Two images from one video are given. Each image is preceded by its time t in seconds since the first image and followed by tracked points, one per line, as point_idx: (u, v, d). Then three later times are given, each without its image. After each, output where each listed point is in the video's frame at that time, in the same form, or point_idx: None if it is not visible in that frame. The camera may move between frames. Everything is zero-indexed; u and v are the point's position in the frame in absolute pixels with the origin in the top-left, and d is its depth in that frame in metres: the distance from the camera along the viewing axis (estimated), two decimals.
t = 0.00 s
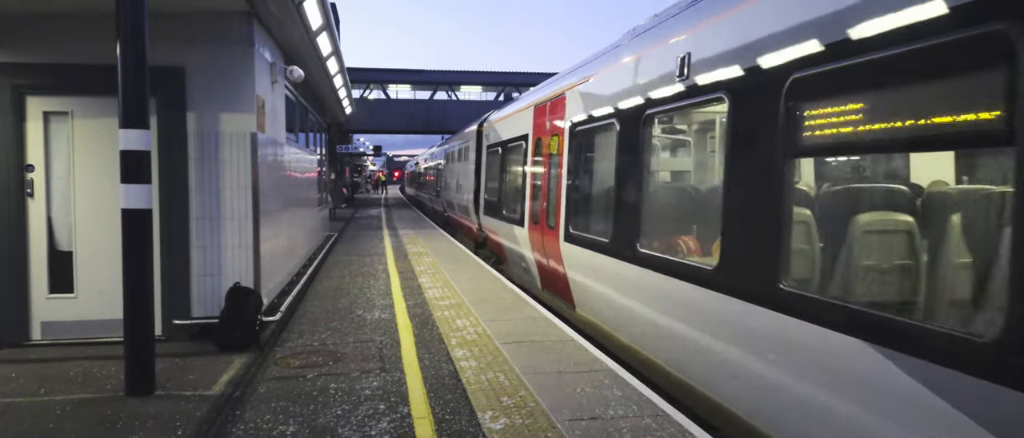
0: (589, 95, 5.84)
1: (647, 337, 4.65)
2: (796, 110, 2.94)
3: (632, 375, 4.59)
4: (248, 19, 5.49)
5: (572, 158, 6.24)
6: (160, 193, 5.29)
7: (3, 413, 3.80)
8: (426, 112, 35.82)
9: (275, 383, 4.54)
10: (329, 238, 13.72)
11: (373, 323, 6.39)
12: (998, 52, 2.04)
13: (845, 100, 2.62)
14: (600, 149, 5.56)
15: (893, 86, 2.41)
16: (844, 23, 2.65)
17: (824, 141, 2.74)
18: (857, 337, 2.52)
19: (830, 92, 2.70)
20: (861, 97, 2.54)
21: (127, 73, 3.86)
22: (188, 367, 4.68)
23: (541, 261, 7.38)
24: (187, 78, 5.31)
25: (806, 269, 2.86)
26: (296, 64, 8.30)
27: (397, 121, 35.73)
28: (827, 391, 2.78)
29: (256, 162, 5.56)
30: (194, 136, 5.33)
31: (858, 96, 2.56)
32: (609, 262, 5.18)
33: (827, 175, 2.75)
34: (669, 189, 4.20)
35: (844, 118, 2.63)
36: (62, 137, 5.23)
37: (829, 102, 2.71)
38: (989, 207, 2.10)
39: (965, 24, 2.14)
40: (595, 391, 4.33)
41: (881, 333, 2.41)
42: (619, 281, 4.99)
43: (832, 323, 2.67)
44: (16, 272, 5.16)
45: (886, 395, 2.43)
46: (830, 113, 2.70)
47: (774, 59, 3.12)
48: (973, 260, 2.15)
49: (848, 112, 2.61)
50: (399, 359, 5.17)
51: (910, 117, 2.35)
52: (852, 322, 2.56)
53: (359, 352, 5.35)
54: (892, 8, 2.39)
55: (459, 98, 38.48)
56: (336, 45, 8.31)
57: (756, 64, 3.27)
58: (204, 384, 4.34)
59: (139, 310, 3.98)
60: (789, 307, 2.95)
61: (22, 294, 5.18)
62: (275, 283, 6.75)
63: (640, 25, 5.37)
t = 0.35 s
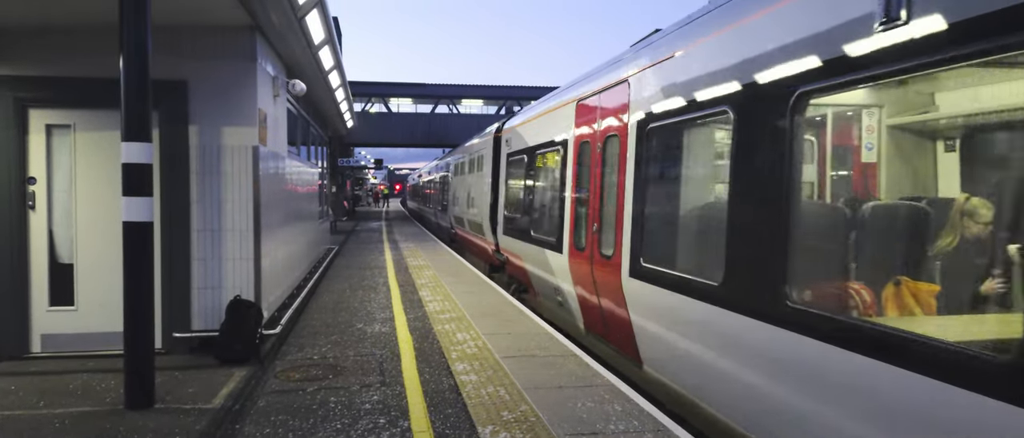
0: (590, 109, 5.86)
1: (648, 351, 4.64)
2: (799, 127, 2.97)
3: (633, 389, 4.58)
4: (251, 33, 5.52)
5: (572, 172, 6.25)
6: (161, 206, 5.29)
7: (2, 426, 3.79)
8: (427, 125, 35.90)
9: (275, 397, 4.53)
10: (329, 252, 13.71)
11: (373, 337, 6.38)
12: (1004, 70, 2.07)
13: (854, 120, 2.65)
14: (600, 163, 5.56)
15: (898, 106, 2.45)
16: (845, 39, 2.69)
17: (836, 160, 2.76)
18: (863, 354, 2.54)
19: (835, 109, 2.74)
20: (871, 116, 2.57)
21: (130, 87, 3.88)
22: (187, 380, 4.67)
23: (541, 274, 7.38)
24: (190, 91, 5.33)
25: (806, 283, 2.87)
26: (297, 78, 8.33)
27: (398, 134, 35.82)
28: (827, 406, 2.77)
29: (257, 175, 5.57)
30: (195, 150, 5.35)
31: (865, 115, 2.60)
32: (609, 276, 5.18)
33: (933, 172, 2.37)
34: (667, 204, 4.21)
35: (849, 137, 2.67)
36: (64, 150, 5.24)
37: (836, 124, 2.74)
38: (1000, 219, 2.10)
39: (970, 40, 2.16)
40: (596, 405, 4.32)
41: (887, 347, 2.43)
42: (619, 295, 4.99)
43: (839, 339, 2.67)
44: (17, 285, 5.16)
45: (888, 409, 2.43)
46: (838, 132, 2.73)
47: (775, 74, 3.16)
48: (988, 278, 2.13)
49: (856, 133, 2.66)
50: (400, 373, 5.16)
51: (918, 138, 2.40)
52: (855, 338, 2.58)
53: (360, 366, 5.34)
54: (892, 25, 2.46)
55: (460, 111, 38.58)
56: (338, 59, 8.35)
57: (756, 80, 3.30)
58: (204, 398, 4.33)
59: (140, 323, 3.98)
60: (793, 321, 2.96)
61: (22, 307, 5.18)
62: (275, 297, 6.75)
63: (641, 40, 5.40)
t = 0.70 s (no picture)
0: (590, 111, 5.86)
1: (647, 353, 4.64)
2: (795, 129, 2.98)
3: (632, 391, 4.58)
4: (252, 34, 5.52)
5: (572, 174, 6.25)
6: (161, 207, 5.29)
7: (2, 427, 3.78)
8: (428, 127, 35.91)
9: (275, 398, 4.52)
10: (329, 253, 13.71)
11: (373, 338, 6.38)
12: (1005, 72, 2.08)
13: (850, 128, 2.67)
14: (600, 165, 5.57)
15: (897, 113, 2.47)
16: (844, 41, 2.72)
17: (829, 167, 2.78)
18: (863, 358, 2.56)
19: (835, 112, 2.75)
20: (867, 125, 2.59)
21: (130, 89, 3.88)
22: (188, 382, 4.66)
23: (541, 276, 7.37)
24: (190, 93, 5.33)
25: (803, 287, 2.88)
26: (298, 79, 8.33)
27: (399, 136, 35.83)
28: (827, 406, 2.78)
29: (258, 176, 5.58)
30: (195, 151, 5.34)
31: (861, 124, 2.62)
32: (608, 276, 5.19)
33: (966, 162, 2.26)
34: (666, 205, 4.21)
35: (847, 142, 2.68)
36: (64, 151, 5.24)
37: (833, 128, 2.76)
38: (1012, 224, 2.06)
39: (973, 43, 2.17)
40: (596, 407, 4.31)
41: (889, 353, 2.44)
42: (618, 296, 4.99)
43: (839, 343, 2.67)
44: (16, 286, 5.16)
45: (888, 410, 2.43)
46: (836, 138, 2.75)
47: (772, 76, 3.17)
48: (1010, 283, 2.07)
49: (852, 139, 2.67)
50: (400, 374, 5.16)
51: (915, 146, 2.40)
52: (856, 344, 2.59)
53: (360, 367, 5.34)
54: (892, 27, 2.48)
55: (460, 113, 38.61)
56: (338, 60, 8.34)
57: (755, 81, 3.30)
58: (204, 399, 4.32)
59: (140, 324, 3.97)
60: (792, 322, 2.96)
61: (21, 308, 5.18)
62: (275, 298, 6.74)
63: (640, 42, 5.40)
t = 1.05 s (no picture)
0: (587, 109, 5.85)
1: (646, 351, 4.62)
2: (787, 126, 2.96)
3: (630, 389, 4.56)
4: (246, 32, 5.49)
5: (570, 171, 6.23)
6: (156, 205, 5.27)
7: None
8: (426, 125, 35.88)
9: (272, 397, 4.50)
10: (327, 251, 13.70)
11: (370, 337, 6.36)
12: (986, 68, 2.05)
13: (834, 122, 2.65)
14: (596, 162, 5.56)
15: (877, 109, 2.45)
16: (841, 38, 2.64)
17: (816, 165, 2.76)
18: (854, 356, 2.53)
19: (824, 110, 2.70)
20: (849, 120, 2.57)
21: (125, 86, 3.85)
22: (184, 381, 4.64)
23: (538, 274, 7.36)
24: (184, 90, 5.31)
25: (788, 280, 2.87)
26: (294, 77, 8.30)
27: (397, 134, 35.79)
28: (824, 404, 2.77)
29: (253, 174, 5.55)
30: (190, 149, 5.32)
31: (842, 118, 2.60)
32: (605, 274, 5.17)
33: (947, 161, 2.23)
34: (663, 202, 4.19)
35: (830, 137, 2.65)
36: (58, 149, 5.22)
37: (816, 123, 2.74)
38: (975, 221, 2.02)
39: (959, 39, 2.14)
40: (593, 405, 4.30)
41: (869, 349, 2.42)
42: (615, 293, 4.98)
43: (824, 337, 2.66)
44: (11, 284, 5.14)
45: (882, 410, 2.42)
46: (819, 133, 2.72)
47: (769, 73, 3.12)
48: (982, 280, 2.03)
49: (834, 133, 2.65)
50: (397, 373, 5.14)
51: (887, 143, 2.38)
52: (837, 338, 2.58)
53: (356, 366, 5.32)
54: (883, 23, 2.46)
55: (458, 111, 38.57)
56: (335, 57, 8.32)
57: (750, 78, 3.28)
58: (200, 398, 4.30)
59: (135, 323, 3.95)
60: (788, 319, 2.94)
61: (16, 307, 5.15)
62: (272, 297, 6.72)
63: (637, 40, 5.39)
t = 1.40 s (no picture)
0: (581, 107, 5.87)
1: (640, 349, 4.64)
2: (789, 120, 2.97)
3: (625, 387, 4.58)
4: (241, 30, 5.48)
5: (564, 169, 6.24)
6: (150, 203, 5.26)
7: None
8: (421, 124, 35.86)
9: (266, 395, 4.50)
10: (321, 249, 13.67)
11: (365, 335, 6.35)
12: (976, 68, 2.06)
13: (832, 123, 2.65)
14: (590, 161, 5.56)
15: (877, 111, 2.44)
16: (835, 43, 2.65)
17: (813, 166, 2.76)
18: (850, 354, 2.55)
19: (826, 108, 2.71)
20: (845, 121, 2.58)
21: (118, 84, 3.84)
22: (178, 379, 4.64)
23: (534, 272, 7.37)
24: (179, 88, 5.30)
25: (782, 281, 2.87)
26: (289, 74, 8.29)
27: (392, 132, 35.76)
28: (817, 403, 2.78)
29: (248, 172, 5.55)
30: (185, 146, 5.31)
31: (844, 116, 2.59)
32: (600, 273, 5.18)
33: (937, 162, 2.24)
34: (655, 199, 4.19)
35: (832, 136, 2.65)
36: (52, 147, 5.20)
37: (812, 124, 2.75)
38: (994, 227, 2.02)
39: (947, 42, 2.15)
40: (588, 402, 4.31)
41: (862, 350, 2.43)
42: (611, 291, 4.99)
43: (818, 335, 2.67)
44: (4, 282, 5.12)
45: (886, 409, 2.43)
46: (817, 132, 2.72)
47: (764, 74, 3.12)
48: (995, 288, 2.02)
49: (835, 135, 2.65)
50: (392, 371, 5.15)
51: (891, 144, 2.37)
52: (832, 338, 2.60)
53: (351, 364, 5.33)
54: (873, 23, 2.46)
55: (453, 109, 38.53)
56: (330, 55, 8.31)
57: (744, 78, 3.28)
58: (194, 396, 4.30)
59: (129, 321, 3.95)
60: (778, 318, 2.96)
61: (9, 305, 5.14)
62: (266, 295, 6.71)
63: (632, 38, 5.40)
